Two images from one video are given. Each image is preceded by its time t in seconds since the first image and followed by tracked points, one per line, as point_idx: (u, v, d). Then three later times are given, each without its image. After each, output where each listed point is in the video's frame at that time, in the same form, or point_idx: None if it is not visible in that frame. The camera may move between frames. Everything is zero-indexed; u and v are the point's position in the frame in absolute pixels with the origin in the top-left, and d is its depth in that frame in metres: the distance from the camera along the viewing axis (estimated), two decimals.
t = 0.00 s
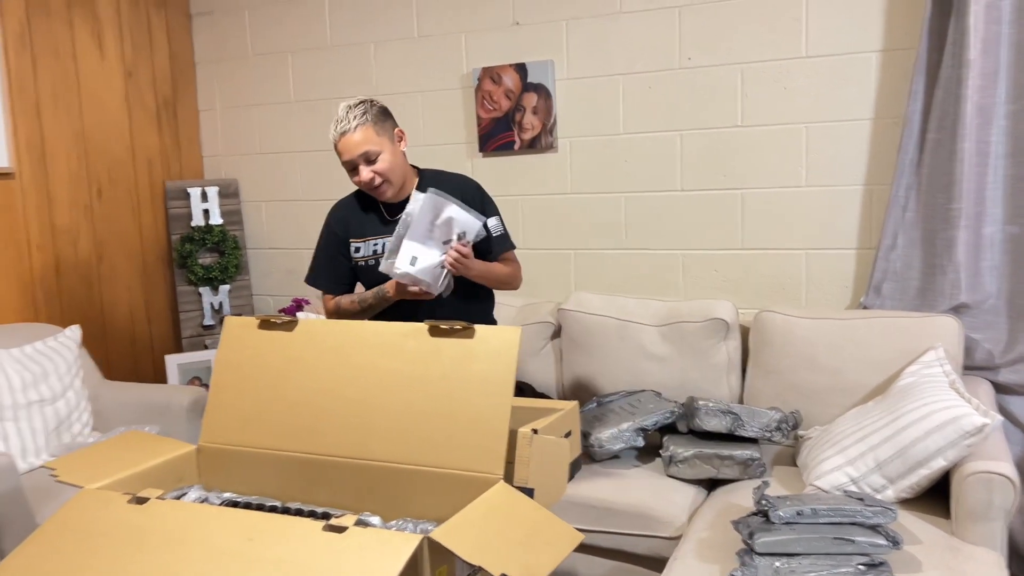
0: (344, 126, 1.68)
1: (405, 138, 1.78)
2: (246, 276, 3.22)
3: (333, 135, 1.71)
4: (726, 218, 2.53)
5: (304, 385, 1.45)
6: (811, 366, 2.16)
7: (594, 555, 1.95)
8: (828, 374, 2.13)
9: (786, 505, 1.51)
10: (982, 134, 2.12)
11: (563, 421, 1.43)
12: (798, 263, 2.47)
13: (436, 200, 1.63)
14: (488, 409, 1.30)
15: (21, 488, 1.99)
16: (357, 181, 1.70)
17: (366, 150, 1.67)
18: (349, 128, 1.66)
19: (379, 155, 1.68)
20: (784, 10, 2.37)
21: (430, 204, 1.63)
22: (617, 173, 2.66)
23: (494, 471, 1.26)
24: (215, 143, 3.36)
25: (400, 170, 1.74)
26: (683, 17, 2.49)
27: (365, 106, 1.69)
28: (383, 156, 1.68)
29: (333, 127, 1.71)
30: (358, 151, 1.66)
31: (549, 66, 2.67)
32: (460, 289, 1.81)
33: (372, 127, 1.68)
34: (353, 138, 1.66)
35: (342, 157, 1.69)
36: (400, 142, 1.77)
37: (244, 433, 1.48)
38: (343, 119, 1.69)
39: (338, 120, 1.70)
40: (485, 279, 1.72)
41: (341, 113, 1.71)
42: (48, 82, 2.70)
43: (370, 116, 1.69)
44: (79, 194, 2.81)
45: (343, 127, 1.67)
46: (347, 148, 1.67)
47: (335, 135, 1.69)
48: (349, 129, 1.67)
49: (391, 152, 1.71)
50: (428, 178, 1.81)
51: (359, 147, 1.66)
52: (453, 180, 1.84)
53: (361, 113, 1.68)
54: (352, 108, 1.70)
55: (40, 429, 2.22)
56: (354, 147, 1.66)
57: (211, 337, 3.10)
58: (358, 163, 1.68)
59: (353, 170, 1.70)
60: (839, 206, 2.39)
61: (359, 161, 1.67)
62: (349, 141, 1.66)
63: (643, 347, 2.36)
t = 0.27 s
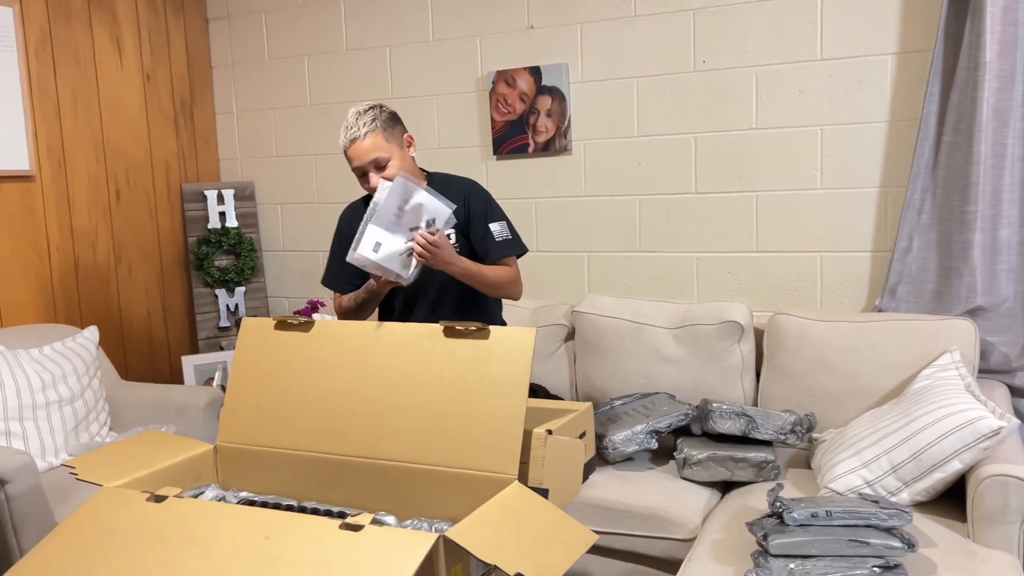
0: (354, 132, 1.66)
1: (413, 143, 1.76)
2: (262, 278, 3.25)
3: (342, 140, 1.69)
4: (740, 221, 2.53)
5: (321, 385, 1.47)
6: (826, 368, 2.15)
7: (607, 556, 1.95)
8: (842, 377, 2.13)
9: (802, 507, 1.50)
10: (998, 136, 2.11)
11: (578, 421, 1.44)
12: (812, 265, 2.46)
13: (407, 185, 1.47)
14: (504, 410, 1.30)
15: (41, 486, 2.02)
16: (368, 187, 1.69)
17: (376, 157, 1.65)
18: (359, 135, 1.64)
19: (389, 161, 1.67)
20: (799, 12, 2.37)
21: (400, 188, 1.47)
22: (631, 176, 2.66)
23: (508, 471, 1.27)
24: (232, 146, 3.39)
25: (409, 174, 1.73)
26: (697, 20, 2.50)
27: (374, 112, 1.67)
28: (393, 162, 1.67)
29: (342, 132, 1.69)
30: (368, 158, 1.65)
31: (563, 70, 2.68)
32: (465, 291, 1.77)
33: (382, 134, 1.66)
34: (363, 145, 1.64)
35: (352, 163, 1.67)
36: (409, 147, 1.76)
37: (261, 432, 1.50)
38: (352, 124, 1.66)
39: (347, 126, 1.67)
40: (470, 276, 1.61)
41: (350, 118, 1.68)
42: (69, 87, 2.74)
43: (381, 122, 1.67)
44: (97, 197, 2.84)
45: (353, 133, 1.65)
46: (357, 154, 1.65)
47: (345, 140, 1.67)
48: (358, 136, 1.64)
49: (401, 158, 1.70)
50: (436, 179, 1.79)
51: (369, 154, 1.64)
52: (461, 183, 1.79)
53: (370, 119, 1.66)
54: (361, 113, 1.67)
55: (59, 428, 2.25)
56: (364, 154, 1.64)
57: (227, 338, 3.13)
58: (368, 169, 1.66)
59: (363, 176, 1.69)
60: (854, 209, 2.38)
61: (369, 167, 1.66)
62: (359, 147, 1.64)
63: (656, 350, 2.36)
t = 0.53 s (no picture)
0: (385, 126, 1.56)
1: (441, 143, 1.69)
2: (267, 279, 3.26)
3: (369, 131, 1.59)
4: (744, 223, 2.53)
5: (325, 384, 1.48)
6: (829, 370, 2.15)
7: (609, 557, 1.96)
8: (846, 378, 2.12)
9: (804, 507, 1.50)
10: (1002, 138, 2.11)
11: (581, 421, 1.44)
12: (816, 267, 2.46)
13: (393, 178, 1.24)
14: (506, 409, 1.31)
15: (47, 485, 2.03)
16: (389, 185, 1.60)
17: (406, 156, 1.56)
18: (391, 131, 1.55)
19: (417, 161, 1.59)
20: (803, 14, 2.37)
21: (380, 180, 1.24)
22: (635, 177, 2.66)
23: (510, 471, 1.27)
24: (238, 147, 3.41)
25: (432, 176, 1.66)
26: (702, 22, 2.50)
27: (408, 108, 1.58)
28: (421, 162, 1.60)
29: (370, 123, 1.59)
30: (397, 156, 1.56)
31: (567, 71, 2.69)
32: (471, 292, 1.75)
33: (414, 132, 1.57)
34: (395, 142, 1.55)
35: (378, 158, 1.58)
36: (435, 147, 1.69)
37: (266, 431, 1.51)
38: (384, 117, 1.56)
39: (378, 118, 1.57)
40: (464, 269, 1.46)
41: (382, 110, 1.58)
42: (75, 88, 2.76)
43: (414, 120, 1.58)
44: (103, 198, 2.86)
45: (385, 127, 1.55)
46: (386, 151, 1.56)
47: (373, 133, 1.57)
48: (389, 132, 1.55)
49: (429, 160, 1.63)
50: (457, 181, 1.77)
51: (399, 152, 1.56)
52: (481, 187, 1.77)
53: (404, 115, 1.57)
54: (394, 107, 1.58)
55: (65, 428, 2.26)
56: (395, 152, 1.55)
57: (232, 339, 3.14)
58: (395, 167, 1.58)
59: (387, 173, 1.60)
60: (858, 210, 2.38)
61: (396, 165, 1.57)
62: (389, 144, 1.55)
63: (660, 351, 2.36)
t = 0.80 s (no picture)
0: (411, 128, 1.48)
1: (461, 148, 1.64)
2: (269, 281, 3.27)
3: (393, 130, 1.51)
4: (745, 225, 2.53)
5: (326, 385, 1.48)
6: (830, 372, 2.15)
7: (610, 558, 1.96)
8: (847, 380, 2.12)
9: (803, 509, 1.51)
10: (1003, 141, 2.11)
11: (580, 423, 1.44)
12: (817, 269, 2.46)
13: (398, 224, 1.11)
14: (506, 410, 1.31)
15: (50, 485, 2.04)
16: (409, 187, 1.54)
17: (430, 161, 1.50)
18: (418, 134, 1.47)
19: (440, 168, 1.53)
20: (805, 17, 2.37)
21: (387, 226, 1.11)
22: (636, 180, 2.67)
23: (510, 472, 1.27)
24: (241, 149, 3.42)
25: (450, 182, 1.60)
26: (703, 25, 2.51)
27: (436, 113, 1.51)
28: (443, 169, 1.53)
29: (395, 122, 1.50)
30: (421, 160, 1.49)
31: (569, 74, 2.69)
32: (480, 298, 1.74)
33: (440, 138, 1.50)
34: (421, 146, 1.48)
35: (400, 159, 1.50)
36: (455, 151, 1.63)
37: (267, 432, 1.51)
38: (411, 119, 1.48)
39: (404, 119, 1.49)
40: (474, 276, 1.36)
41: (409, 110, 1.50)
42: (79, 91, 2.77)
43: (441, 126, 1.51)
44: (107, 200, 2.87)
45: (412, 130, 1.47)
46: (411, 154, 1.48)
47: (397, 133, 1.49)
48: (415, 136, 1.47)
49: (450, 165, 1.57)
50: (471, 188, 1.74)
51: (424, 157, 1.49)
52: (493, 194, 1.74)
53: (432, 120, 1.50)
54: (420, 109, 1.50)
55: (67, 429, 2.27)
56: (419, 156, 1.49)
57: (235, 341, 3.15)
58: (416, 170, 1.51)
59: (406, 175, 1.53)
60: (859, 212, 2.38)
61: (419, 170, 1.51)
62: (415, 148, 1.48)
63: (662, 353, 2.37)
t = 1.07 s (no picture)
0: (424, 139, 1.41)
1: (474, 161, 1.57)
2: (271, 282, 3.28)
3: (404, 140, 1.43)
4: (746, 225, 2.53)
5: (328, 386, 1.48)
6: (832, 373, 2.15)
7: (611, 559, 1.96)
8: (849, 381, 2.12)
9: (804, 510, 1.51)
10: (1005, 141, 2.10)
11: (580, 423, 1.44)
12: (819, 269, 2.46)
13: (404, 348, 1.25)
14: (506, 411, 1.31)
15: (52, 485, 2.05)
16: (417, 198, 1.47)
17: (441, 174, 1.43)
18: (431, 145, 1.40)
19: (452, 181, 1.45)
20: (805, 17, 2.37)
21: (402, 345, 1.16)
22: (637, 180, 2.67)
23: (510, 472, 1.27)
24: (242, 150, 3.42)
25: (462, 195, 1.53)
26: (704, 25, 2.51)
27: (451, 123, 1.44)
28: (455, 182, 1.46)
29: (406, 131, 1.43)
30: (432, 173, 1.42)
31: (570, 75, 2.70)
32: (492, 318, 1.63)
33: (453, 151, 1.43)
34: (434, 158, 1.41)
35: (410, 170, 1.43)
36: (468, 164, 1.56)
37: (268, 433, 1.51)
38: (422, 129, 1.41)
39: (415, 128, 1.42)
40: (492, 323, 1.30)
41: (421, 119, 1.42)
42: (81, 92, 2.78)
43: (455, 138, 1.44)
44: (109, 201, 2.88)
45: (424, 141, 1.40)
46: (422, 166, 1.41)
47: (408, 143, 1.42)
48: (426, 147, 1.40)
49: (462, 179, 1.50)
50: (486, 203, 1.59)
51: (436, 170, 1.42)
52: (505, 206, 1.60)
53: (446, 131, 1.42)
54: (432, 119, 1.42)
55: (69, 429, 2.27)
56: (430, 168, 1.42)
57: (237, 341, 3.16)
58: (426, 183, 1.44)
59: (416, 186, 1.45)
60: (861, 213, 2.38)
61: (430, 182, 1.43)
62: (427, 160, 1.41)
63: (663, 353, 2.37)
